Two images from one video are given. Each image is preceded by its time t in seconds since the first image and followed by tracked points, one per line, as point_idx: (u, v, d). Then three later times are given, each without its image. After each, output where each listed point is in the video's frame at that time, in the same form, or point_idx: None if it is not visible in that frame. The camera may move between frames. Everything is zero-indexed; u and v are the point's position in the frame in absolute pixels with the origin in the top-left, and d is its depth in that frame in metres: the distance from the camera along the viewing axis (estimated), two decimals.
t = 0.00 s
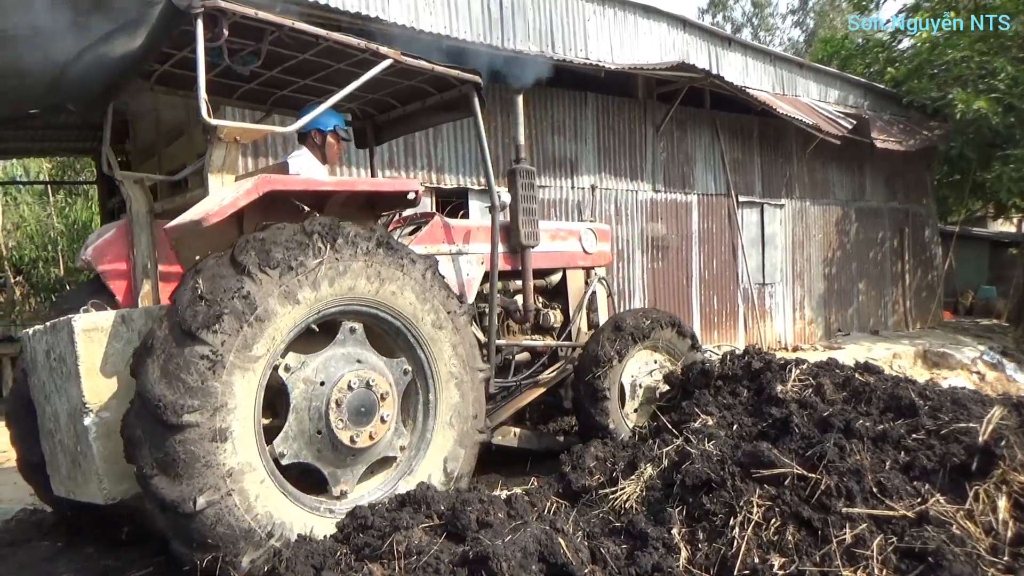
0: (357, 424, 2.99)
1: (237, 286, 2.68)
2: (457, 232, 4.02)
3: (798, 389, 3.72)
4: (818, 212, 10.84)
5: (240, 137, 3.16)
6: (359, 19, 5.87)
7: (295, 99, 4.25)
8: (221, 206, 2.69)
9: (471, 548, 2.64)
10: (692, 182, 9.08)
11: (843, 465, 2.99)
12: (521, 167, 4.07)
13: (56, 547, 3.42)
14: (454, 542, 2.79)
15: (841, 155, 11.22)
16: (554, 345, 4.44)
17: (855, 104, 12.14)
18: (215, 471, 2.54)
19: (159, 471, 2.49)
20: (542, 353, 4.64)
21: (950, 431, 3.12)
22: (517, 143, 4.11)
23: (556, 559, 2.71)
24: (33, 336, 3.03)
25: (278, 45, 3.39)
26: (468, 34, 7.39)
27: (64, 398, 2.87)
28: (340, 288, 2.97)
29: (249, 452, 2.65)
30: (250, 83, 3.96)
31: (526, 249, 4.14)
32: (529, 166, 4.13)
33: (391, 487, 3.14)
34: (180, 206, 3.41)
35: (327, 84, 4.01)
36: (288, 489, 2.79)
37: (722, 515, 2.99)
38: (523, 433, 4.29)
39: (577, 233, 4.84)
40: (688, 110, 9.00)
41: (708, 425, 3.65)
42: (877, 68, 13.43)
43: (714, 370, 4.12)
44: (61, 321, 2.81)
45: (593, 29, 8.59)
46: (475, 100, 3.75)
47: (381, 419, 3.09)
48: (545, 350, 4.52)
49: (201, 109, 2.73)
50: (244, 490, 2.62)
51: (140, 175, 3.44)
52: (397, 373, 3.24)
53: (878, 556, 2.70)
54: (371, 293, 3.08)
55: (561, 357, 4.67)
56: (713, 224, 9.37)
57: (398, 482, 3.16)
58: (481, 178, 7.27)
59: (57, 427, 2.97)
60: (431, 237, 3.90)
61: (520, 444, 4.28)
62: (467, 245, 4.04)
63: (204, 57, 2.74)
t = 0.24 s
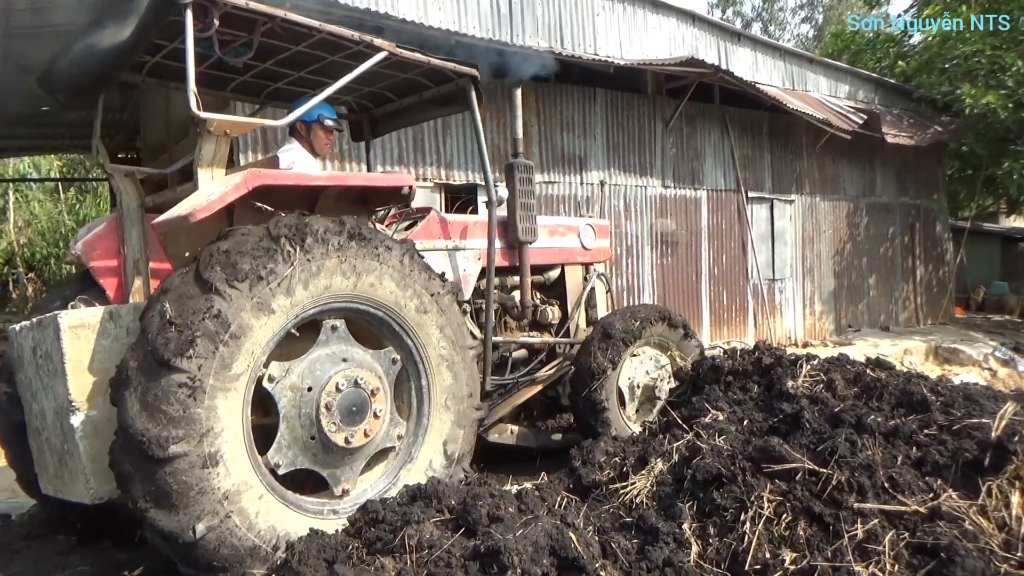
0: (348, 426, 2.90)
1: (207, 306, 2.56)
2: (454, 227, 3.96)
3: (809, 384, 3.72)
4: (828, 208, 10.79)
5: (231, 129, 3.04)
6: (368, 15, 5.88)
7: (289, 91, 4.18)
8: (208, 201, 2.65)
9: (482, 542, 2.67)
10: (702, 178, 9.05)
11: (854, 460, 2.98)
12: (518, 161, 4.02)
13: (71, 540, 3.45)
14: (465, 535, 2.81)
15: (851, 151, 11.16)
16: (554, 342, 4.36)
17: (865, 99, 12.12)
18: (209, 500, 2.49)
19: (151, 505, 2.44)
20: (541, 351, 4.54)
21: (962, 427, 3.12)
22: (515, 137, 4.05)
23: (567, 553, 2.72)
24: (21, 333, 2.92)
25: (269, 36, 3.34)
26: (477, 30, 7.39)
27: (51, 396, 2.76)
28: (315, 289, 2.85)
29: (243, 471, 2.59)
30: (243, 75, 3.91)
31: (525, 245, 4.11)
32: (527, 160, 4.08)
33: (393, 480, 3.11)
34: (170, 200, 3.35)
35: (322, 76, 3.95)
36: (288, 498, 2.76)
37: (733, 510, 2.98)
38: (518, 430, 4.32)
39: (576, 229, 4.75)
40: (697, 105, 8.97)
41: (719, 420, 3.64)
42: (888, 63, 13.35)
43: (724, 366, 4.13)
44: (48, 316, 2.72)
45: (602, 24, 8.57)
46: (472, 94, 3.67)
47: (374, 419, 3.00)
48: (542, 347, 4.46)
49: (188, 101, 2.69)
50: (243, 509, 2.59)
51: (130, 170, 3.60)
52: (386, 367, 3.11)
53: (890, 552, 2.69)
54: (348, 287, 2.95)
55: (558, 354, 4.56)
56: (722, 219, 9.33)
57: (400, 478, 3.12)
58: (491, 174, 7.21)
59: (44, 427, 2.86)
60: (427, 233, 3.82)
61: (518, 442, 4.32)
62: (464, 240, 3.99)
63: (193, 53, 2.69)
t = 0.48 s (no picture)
0: (342, 426, 2.88)
1: (175, 331, 2.45)
2: (453, 221, 3.88)
3: (821, 379, 3.70)
4: (841, 201, 10.71)
5: (223, 122, 2.92)
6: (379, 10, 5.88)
7: (287, 82, 4.12)
8: (199, 197, 2.61)
9: (493, 536, 2.67)
10: (713, 172, 9.01)
11: (867, 455, 2.96)
12: (519, 155, 3.95)
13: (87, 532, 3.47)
14: (476, 530, 2.81)
15: (864, 145, 11.07)
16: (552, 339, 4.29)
17: (877, 92, 12.04)
18: (209, 526, 2.48)
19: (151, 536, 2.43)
20: (540, 347, 4.53)
21: (977, 422, 3.09)
22: (516, 128, 3.99)
23: (579, 547, 2.71)
24: (7, 325, 2.86)
25: (265, 25, 3.31)
26: (488, 24, 7.37)
27: (37, 390, 2.71)
28: (293, 293, 2.76)
29: (240, 489, 2.58)
30: (239, 64, 3.84)
31: (526, 239, 4.00)
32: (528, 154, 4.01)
33: (395, 468, 3.12)
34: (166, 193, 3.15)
35: (319, 66, 3.92)
36: (289, 507, 2.76)
37: (745, 506, 2.98)
38: (517, 428, 4.31)
39: (576, 224, 4.71)
40: (709, 99, 8.92)
41: (730, 415, 3.64)
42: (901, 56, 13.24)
43: (736, 360, 4.09)
44: (35, 311, 2.66)
45: (613, 18, 8.53)
46: (472, 85, 3.61)
47: (368, 417, 2.97)
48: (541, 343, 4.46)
49: (182, 93, 2.55)
50: (246, 527, 2.59)
51: (125, 158, 3.21)
52: (371, 361, 3.05)
53: (903, 548, 2.67)
54: (328, 283, 2.86)
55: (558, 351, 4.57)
56: (733, 214, 9.28)
57: (401, 469, 3.12)
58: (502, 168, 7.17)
59: (32, 421, 2.81)
60: (425, 227, 3.74)
61: (517, 439, 4.31)
62: (463, 235, 3.92)
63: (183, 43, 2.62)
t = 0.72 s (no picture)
0: (337, 420, 2.83)
1: (154, 356, 2.38)
2: (453, 212, 3.79)
3: (837, 370, 3.68)
4: (856, 192, 10.61)
5: (216, 110, 2.97)
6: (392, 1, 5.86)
7: (286, 69, 4.04)
8: (189, 186, 2.56)
9: (507, 525, 2.66)
10: (727, 163, 8.94)
11: (884, 446, 2.93)
12: (522, 144, 3.85)
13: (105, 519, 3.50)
14: (489, 519, 2.81)
15: (880, 135, 10.96)
16: (554, 329, 4.22)
17: (893, 82, 11.92)
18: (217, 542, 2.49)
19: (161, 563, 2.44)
20: (541, 338, 4.45)
21: (995, 414, 3.06)
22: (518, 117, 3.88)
23: (592, 537, 2.71)
24: None
25: (261, 9, 3.24)
26: (500, 15, 7.35)
27: (28, 382, 2.67)
28: (270, 296, 2.67)
29: (242, 500, 2.57)
30: (236, 50, 3.73)
31: (526, 231, 3.93)
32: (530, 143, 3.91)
33: (399, 450, 3.10)
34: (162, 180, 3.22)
35: (317, 52, 3.83)
36: (296, 508, 2.75)
37: (760, 496, 2.96)
38: (518, 420, 4.12)
39: (579, 214, 4.55)
40: (722, 90, 8.85)
41: (745, 405, 3.61)
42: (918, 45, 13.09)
43: (750, 351, 4.08)
44: (25, 302, 2.62)
45: (626, 7, 8.47)
46: (472, 72, 3.58)
47: (362, 414, 2.93)
48: (542, 334, 4.35)
49: (173, 78, 2.50)
50: (254, 535, 2.60)
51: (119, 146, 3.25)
52: (359, 352, 2.98)
53: (920, 539, 2.64)
54: (307, 276, 2.77)
55: (559, 343, 4.47)
56: (747, 205, 9.21)
57: (405, 456, 3.10)
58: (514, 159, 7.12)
59: (24, 414, 2.77)
60: (424, 217, 3.67)
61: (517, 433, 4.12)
62: (464, 226, 3.83)
63: (177, 29, 2.57)
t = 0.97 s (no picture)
0: (333, 404, 2.83)
1: (136, 370, 2.36)
2: (456, 191, 3.68)
3: (855, 351, 3.66)
4: (876, 172, 10.47)
5: (211, 86, 2.90)
6: None
7: (283, 44, 3.91)
8: (180, 164, 2.56)
9: (523, 504, 2.67)
10: (744, 143, 8.84)
11: (903, 428, 2.91)
12: (525, 123, 3.77)
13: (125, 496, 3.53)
14: (505, 498, 2.82)
15: (901, 114, 10.79)
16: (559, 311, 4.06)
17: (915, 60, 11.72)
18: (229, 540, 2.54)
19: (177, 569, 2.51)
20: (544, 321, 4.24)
21: (1017, 396, 3.03)
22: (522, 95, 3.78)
23: (608, 517, 2.71)
24: None
25: None
26: None
27: (20, 363, 2.66)
28: (247, 289, 2.62)
29: (248, 496, 2.60)
30: (233, 25, 3.62)
31: (530, 211, 3.84)
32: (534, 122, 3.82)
33: (403, 423, 3.10)
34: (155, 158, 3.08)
35: (315, 28, 3.73)
36: (305, 493, 2.77)
37: (776, 477, 2.95)
38: (522, 404, 4.05)
39: (584, 195, 4.41)
40: (740, 68, 8.72)
41: (762, 386, 3.59)
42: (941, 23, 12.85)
43: (767, 333, 4.07)
44: (16, 283, 2.62)
45: None
46: (474, 49, 3.51)
47: (356, 400, 2.91)
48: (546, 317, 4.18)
49: (166, 53, 2.55)
50: (266, 528, 2.64)
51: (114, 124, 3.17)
52: (350, 332, 2.95)
53: (939, 521, 2.62)
54: (284, 264, 2.72)
55: (564, 326, 4.29)
56: (764, 185, 9.11)
57: (408, 430, 3.10)
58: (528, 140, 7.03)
59: (16, 395, 2.75)
60: (426, 197, 3.58)
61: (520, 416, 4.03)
62: (466, 207, 3.70)
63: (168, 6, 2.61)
